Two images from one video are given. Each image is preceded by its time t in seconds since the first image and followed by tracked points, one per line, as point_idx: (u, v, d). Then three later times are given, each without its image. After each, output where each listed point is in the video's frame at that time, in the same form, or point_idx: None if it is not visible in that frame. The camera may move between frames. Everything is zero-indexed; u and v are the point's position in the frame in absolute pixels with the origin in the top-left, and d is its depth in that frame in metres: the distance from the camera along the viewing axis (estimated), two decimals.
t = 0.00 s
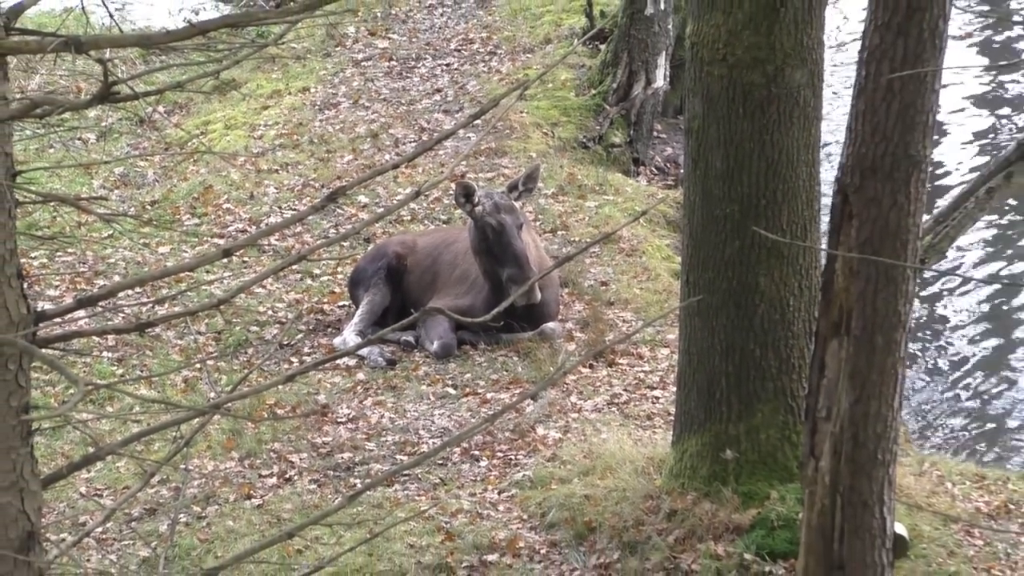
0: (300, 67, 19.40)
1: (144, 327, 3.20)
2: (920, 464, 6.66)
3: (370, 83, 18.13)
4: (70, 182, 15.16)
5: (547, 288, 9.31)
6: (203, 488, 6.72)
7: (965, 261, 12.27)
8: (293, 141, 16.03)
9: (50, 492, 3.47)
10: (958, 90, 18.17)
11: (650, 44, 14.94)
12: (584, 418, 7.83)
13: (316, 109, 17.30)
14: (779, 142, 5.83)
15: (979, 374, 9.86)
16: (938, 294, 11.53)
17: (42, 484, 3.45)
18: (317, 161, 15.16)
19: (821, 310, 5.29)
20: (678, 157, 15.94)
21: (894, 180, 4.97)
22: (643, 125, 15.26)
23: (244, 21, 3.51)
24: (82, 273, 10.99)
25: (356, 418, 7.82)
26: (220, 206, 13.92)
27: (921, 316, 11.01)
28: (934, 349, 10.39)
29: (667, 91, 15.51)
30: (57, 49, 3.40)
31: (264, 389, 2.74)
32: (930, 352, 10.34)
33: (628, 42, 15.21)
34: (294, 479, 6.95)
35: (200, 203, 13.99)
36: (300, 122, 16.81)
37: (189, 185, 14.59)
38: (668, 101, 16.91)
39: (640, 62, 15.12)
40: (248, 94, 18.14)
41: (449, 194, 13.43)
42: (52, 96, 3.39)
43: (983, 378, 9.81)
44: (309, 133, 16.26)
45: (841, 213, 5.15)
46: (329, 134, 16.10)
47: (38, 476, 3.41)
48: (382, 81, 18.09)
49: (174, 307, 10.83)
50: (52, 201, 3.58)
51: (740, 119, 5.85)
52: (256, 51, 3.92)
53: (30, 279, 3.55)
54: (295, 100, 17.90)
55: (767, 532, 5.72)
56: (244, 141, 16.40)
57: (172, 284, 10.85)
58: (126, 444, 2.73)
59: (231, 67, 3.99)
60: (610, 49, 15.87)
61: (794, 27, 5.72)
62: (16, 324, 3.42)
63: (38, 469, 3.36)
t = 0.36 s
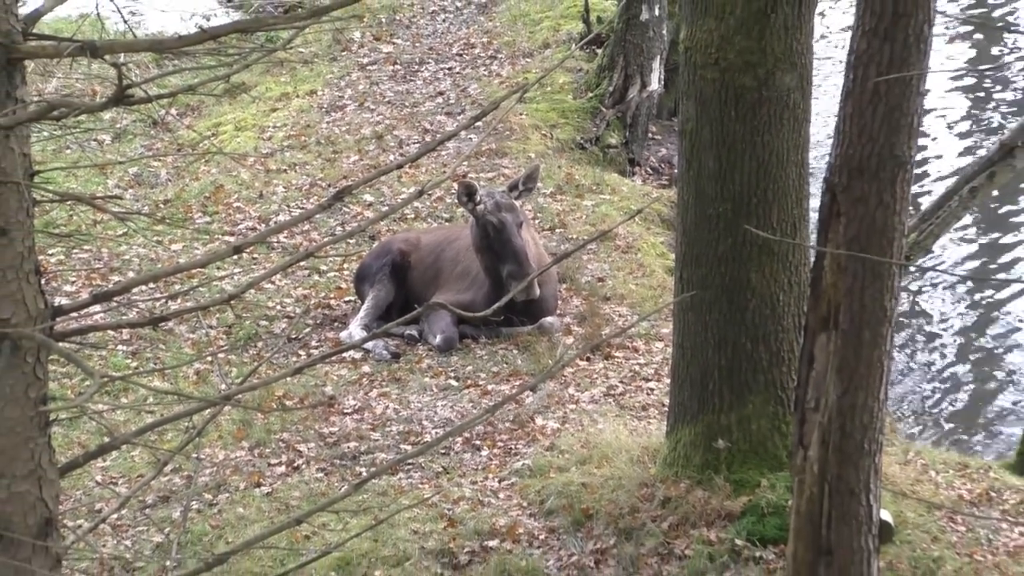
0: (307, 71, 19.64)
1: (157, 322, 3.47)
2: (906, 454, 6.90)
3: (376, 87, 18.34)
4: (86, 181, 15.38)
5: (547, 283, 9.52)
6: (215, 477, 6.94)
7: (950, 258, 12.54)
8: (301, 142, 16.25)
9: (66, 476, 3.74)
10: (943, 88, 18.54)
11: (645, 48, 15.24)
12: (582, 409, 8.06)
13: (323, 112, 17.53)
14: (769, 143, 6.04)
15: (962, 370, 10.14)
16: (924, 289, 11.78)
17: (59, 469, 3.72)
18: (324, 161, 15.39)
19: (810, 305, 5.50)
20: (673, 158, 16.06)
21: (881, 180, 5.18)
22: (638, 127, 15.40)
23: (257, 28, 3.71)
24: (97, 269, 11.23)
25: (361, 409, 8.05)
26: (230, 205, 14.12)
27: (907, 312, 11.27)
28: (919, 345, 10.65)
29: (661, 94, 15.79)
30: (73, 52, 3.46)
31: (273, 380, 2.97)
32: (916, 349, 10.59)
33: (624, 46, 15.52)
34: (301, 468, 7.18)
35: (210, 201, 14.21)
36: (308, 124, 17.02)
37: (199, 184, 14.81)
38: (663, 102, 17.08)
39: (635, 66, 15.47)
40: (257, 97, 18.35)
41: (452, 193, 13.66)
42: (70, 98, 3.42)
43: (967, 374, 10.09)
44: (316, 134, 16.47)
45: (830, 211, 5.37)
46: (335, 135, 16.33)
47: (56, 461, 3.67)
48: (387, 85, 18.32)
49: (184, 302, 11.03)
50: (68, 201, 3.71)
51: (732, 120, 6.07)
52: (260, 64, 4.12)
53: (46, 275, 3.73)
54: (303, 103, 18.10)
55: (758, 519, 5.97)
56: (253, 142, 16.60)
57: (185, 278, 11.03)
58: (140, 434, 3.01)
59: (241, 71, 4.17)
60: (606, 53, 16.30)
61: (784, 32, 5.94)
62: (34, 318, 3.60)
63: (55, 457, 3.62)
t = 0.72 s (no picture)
0: (317, 79, 20.06)
1: (173, 320, 3.74)
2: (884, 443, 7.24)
3: (381, 95, 18.76)
4: (104, 185, 15.69)
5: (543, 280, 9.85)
6: (229, 466, 7.23)
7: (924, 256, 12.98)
8: (311, 146, 16.54)
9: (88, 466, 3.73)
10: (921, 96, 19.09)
11: (638, 57, 15.56)
12: (578, 400, 8.40)
13: (332, 118, 17.87)
14: (756, 147, 6.35)
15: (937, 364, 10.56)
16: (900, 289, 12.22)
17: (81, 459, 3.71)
18: (333, 165, 15.71)
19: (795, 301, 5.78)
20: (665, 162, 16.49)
21: (862, 182, 5.45)
22: (631, 132, 15.84)
23: (266, 36, 3.64)
24: (116, 268, 11.56)
25: (368, 401, 8.37)
26: (244, 206, 14.36)
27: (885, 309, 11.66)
28: (896, 342, 11.07)
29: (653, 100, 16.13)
30: (93, 62, 3.29)
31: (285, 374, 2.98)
32: (892, 345, 11.01)
33: (617, 53, 15.74)
34: (311, 457, 7.49)
35: (224, 201, 14.49)
36: (317, 129, 17.31)
37: (211, 185, 15.10)
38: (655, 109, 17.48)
39: (628, 73, 15.73)
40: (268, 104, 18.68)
41: (455, 194, 14.01)
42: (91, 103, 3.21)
43: (942, 367, 10.52)
44: (325, 140, 16.78)
45: (813, 212, 5.64)
46: (343, 141, 16.68)
47: (79, 452, 3.67)
48: (392, 94, 18.72)
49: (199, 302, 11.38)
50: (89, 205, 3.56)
51: (720, 125, 6.38)
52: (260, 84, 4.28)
53: (67, 273, 3.65)
54: (313, 109, 18.43)
55: (746, 505, 6.30)
56: (265, 146, 16.87)
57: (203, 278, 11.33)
58: (160, 425, 3.14)
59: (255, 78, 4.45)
60: (600, 61, 16.46)
61: (769, 41, 6.24)
62: (57, 315, 3.52)
63: (78, 449, 3.61)
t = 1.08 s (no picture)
0: (330, 97, 20.56)
1: (195, 325, 3.90)
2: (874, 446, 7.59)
3: (392, 112, 19.23)
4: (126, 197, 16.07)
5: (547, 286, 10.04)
6: (247, 464, 7.55)
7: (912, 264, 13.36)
8: (324, 160, 16.90)
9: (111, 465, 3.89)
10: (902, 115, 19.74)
11: (636, 76, 16.12)
12: (579, 403, 8.73)
13: (345, 134, 18.28)
14: (749, 162, 6.67)
15: (924, 366, 10.92)
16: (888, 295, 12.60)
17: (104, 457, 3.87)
18: (346, 178, 16.09)
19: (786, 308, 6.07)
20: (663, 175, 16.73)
21: (849, 195, 5.73)
22: (630, 147, 16.24)
23: (283, 56, 4.11)
24: (138, 276, 11.93)
25: (380, 403, 8.69)
26: (261, 218, 14.72)
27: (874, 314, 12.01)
28: (884, 345, 11.43)
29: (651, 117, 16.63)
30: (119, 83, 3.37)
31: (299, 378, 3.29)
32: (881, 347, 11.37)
33: (617, 72, 16.34)
34: (324, 457, 7.82)
35: (242, 213, 14.86)
36: (331, 145, 17.72)
37: (227, 196, 15.48)
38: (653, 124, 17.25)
39: (627, 91, 16.25)
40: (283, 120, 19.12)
41: (462, 207, 14.39)
42: (119, 122, 3.23)
43: (928, 370, 10.87)
44: (339, 155, 17.17)
45: (803, 223, 5.93)
46: (356, 155, 17.09)
47: (103, 452, 3.83)
48: (401, 112, 19.18)
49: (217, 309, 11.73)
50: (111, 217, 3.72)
51: (715, 141, 6.70)
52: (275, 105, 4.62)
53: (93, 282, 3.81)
54: (327, 126, 18.86)
55: (739, 502, 6.64)
56: (281, 161, 17.23)
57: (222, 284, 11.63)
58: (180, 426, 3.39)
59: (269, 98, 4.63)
60: (601, 80, 17.04)
61: (761, 62, 6.57)
62: (83, 321, 3.69)
63: (102, 449, 3.77)
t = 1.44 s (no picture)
0: (340, 110, 20.99)
1: (212, 326, 4.05)
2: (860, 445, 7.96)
3: (400, 124, 19.63)
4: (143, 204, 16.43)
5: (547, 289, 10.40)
6: (261, 459, 7.90)
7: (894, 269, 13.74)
8: (335, 170, 17.25)
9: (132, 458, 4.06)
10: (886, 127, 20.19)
11: (631, 90, 16.32)
12: (578, 400, 9.08)
13: (355, 144, 18.66)
14: (739, 171, 7.00)
15: (907, 364, 11.27)
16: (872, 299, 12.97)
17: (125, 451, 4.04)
18: (356, 186, 16.43)
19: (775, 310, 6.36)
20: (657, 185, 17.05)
21: (835, 203, 6.02)
22: (626, 157, 16.48)
23: (296, 71, 3.95)
24: (157, 280, 12.29)
25: (388, 401, 9.03)
26: (275, 225, 15.08)
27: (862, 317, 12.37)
28: (870, 346, 11.78)
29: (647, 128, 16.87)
30: (139, 92, 3.54)
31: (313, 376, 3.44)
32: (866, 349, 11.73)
33: (613, 86, 16.57)
34: (335, 452, 8.15)
35: (256, 220, 15.22)
36: (341, 154, 18.12)
37: (241, 204, 15.85)
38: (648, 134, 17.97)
39: (623, 103, 16.50)
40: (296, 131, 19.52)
41: (466, 214, 14.75)
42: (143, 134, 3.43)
43: (912, 368, 11.22)
44: (349, 164, 17.55)
45: (791, 229, 6.23)
46: (365, 165, 17.46)
47: (125, 446, 4.00)
48: (408, 123, 19.58)
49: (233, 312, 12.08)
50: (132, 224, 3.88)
51: (707, 151, 7.04)
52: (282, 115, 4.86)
53: (116, 286, 3.99)
54: (337, 137, 19.26)
55: (730, 495, 6.98)
56: (294, 170, 17.60)
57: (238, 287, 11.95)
58: (198, 423, 3.52)
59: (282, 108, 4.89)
60: (599, 93, 17.32)
61: (751, 76, 6.92)
62: (105, 323, 3.86)
63: (124, 445, 3.93)
